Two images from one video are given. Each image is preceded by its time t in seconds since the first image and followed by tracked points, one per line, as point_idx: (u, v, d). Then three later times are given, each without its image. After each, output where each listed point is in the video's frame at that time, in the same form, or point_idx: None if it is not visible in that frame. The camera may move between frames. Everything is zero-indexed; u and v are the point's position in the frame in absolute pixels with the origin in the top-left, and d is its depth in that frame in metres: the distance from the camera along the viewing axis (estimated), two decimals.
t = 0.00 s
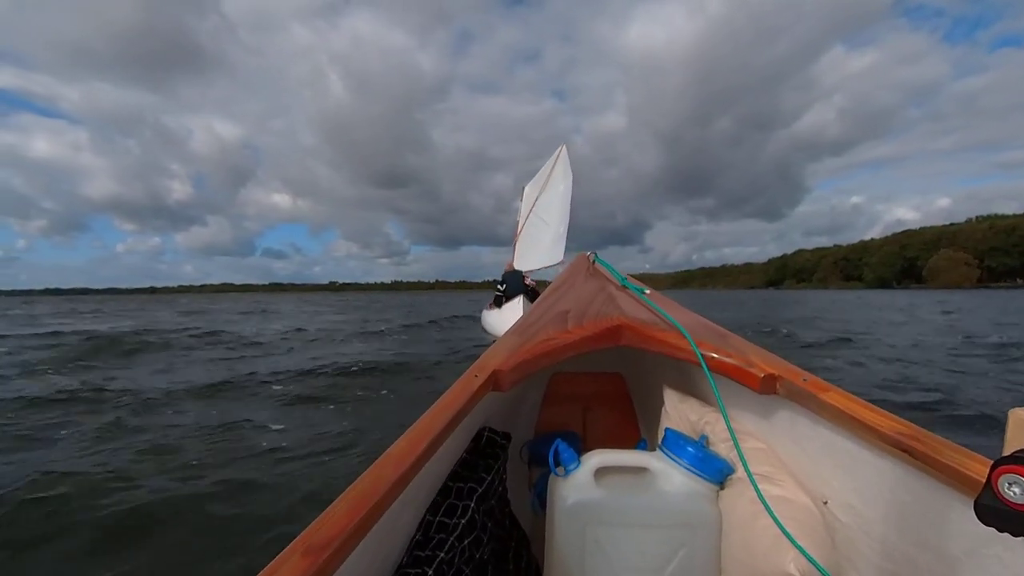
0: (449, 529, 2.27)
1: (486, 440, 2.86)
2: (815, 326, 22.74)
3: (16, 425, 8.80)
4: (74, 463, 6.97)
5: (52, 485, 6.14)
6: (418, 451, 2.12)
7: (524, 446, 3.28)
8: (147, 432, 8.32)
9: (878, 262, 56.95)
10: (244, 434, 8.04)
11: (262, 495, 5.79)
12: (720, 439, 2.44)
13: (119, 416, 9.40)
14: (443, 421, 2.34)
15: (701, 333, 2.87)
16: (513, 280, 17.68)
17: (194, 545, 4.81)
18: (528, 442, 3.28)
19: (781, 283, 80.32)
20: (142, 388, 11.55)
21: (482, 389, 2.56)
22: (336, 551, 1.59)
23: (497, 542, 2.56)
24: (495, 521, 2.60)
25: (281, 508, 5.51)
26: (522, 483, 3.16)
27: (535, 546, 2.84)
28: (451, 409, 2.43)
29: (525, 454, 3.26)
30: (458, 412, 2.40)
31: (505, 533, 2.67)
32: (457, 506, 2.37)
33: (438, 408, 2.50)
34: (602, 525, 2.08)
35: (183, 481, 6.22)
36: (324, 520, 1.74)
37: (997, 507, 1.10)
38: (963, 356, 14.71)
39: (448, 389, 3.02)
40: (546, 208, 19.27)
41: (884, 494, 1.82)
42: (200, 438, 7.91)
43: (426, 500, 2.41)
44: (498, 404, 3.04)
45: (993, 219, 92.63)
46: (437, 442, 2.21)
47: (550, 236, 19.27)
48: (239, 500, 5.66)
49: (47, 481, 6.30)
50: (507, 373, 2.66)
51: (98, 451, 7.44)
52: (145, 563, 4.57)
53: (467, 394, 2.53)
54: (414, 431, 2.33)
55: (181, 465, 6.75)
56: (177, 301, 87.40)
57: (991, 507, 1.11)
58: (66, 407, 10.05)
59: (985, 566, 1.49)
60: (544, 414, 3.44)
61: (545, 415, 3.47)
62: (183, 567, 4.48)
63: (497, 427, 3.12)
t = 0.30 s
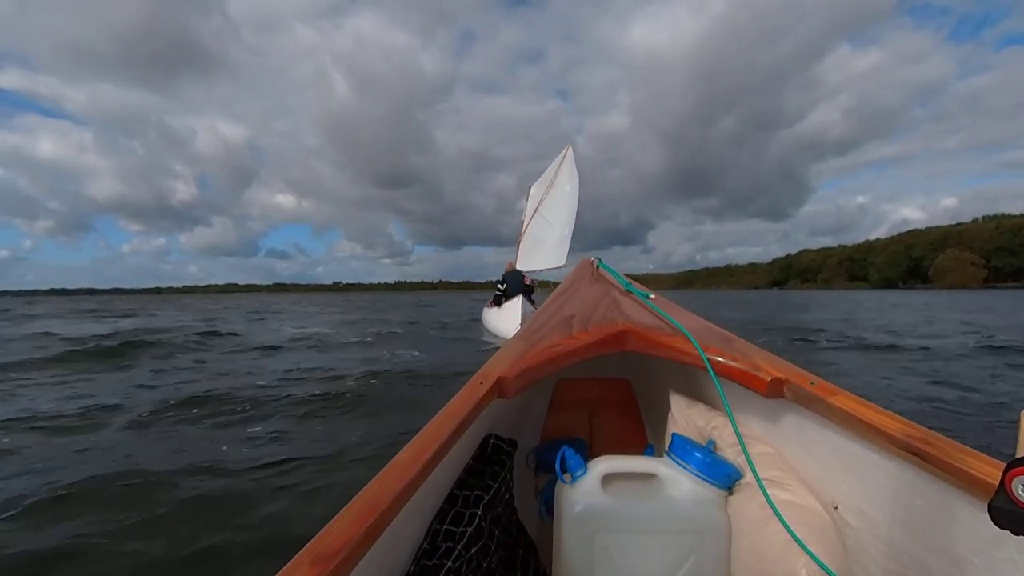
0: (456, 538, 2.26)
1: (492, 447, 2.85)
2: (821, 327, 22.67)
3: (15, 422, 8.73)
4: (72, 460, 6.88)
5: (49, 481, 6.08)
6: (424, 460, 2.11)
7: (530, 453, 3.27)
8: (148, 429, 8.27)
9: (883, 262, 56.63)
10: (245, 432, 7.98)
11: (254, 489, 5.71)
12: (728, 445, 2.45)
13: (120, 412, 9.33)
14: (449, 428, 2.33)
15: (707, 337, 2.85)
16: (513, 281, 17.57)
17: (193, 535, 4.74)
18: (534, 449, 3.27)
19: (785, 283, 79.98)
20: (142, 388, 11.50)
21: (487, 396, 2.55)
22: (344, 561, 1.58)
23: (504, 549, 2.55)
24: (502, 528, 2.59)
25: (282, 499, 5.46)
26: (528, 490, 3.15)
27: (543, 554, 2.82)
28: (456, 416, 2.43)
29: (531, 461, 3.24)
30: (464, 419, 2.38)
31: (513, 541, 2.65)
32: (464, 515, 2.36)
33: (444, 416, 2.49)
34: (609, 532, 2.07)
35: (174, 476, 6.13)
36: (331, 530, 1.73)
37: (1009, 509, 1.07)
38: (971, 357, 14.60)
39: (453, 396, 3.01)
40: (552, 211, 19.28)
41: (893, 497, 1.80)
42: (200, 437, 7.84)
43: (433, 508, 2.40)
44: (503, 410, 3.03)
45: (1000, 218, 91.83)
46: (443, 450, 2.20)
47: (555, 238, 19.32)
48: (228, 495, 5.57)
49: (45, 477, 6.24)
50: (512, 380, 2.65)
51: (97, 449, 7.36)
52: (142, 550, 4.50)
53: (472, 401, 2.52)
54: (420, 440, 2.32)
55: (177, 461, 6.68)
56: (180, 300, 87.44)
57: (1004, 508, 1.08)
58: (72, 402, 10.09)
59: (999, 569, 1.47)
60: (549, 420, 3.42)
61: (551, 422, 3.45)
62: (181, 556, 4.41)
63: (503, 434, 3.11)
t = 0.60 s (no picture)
0: (456, 537, 2.26)
1: (494, 447, 2.85)
2: (824, 328, 22.63)
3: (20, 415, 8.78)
4: (74, 452, 6.89)
5: (52, 476, 6.11)
6: (425, 459, 2.11)
7: (532, 454, 3.27)
8: (150, 420, 8.28)
9: (889, 263, 56.39)
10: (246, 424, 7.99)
11: (249, 483, 5.73)
12: (731, 447, 2.46)
13: (122, 405, 9.36)
14: (450, 427, 2.33)
15: (710, 339, 2.84)
16: (513, 277, 17.77)
17: (192, 533, 4.75)
18: (536, 450, 3.26)
19: (789, 284, 79.73)
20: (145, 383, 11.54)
21: (489, 397, 2.55)
22: (344, 558, 1.58)
23: (505, 550, 2.55)
24: (503, 529, 2.58)
25: (283, 493, 5.49)
26: (530, 491, 3.14)
27: (544, 554, 2.82)
28: (458, 416, 2.42)
29: (532, 461, 3.24)
30: (467, 419, 2.38)
31: (514, 541, 2.65)
32: (465, 515, 2.36)
33: (446, 416, 2.48)
34: (609, 534, 2.06)
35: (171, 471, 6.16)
36: (332, 527, 1.73)
37: (1014, 516, 1.06)
38: (975, 360, 14.56)
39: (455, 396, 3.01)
40: (554, 215, 19.34)
41: (896, 502, 1.79)
42: (201, 428, 7.85)
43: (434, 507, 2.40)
44: (505, 411, 3.03)
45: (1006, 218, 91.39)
46: (444, 450, 2.20)
47: (556, 240, 19.28)
48: (224, 490, 5.59)
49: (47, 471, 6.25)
50: (515, 381, 2.64)
51: (98, 439, 7.37)
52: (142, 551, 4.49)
53: (474, 401, 2.52)
54: (423, 438, 2.32)
55: (177, 454, 6.72)
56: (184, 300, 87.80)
57: (1010, 516, 1.06)
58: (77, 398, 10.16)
59: None
60: (552, 419, 3.42)
61: (553, 422, 3.45)
62: (180, 555, 4.41)
63: (505, 434, 3.10)
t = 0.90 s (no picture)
0: (459, 530, 2.24)
1: (496, 442, 2.83)
2: (827, 328, 22.52)
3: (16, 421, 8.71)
4: (65, 460, 6.82)
5: (42, 484, 6.01)
6: (427, 452, 2.09)
7: (535, 449, 3.25)
8: (144, 427, 8.21)
9: (893, 263, 56.05)
10: (242, 431, 7.92)
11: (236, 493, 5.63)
12: (733, 443, 2.43)
13: (118, 411, 9.30)
14: (453, 422, 2.31)
15: (713, 336, 2.82)
16: (513, 277, 17.77)
17: (182, 543, 4.67)
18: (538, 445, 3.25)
19: (793, 284, 79.43)
20: (142, 386, 11.49)
21: (492, 391, 2.53)
22: (347, 551, 1.57)
23: (507, 543, 2.54)
24: (505, 522, 2.57)
25: (277, 501, 5.42)
26: (531, 485, 3.12)
27: (545, 549, 2.82)
28: (461, 410, 2.41)
29: (535, 456, 3.23)
30: (469, 413, 2.37)
31: (515, 535, 2.63)
32: (467, 508, 2.34)
33: (448, 410, 2.47)
34: (611, 529, 2.04)
35: (156, 480, 6.01)
36: (334, 520, 1.72)
37: (1018, 514, 1.04)
38: (979, 359, 14.46)
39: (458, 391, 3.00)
40: (550, 215, 19.33)
41: (900, 499, 1.76)
42: (195, 435, 7.76)
43: (436, 500, 2.39)
44: (508, 406, 3.02)
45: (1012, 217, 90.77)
46: (447, 443, 2.18)
47: (552, 240, 19.29)
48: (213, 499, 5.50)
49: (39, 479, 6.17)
50: (518, 376, 2.63)
51: (89, 448, 7.28)
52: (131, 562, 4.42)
53: (477, 396, 2.50)
54: (425, 432, 2.31)
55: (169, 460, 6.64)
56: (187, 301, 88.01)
57: (1011, 513, 1.05)
58: (79, 400, 10.18)
59: None
60: (554, 415, 3.41)
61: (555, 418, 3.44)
62: (170, 567, 4.33)
63: (507, 429, 3.09)
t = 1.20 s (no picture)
0: (459, 521, 2.22)
1: (497, 435, 2.82)
2: (831, 328, 22.35)
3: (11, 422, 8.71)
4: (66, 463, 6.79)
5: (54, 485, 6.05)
6: (429, 444, 2.08)
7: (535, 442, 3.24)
8: (149, 428, 8.23)
9: (898, 262, 55.67)
10: (235, 432, 7.89)
11: (137, 518, 5.15)
12: (733, 440, 2.40)
13: (111, 412, 9.27)
14: (454, 414, 2.30)
15: (716, 333, 2.80)
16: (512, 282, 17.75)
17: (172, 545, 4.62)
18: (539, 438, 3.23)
19: (798, 284, 79.04)
20: (140, 387, 11.50)
21: (494, 384, 2.52)
22: (350, 540, 1.56)
23: (506, 536, 2.52)
24: (504, 515, 2.56)
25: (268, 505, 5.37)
26: (531, 479, 3.11)
27: (544, 542, 2.81)
28: (463, 403, 2.40)
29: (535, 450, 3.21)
30: (471, 406, 2.35)
31: (515, 527, 2.62)
32: (467, 500, 2.33)
33: (451, 403, 2.46)
34: (610, 523, 2.03)
35: (53, 505, 5.51)
36: (335, 511, 1.71)
37: (1016, 516, 1.02)
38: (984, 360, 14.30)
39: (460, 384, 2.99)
40: (548, 216, 19.29)
41: (899, 501, 1.74)
42: (188, 437, 7.73)
43: (436, 492, 2.38)
44: (510, 399, 3.00)
45: None
46: (448, 436, 2.17)
47: (549, 243, 19.29)
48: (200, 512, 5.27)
49: (26, 483, 6.11)
50: (520, 370, 2.61)
51: (80, 449, 7.24)
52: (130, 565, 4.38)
53: (478, 389, 2.49)
54: (427, 424, 2.30)
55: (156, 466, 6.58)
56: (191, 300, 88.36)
57: (1013, 516, 1.02)
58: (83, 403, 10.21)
59: None
60: (556, 409, 3.39)
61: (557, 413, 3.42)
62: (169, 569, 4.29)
63: (508, 423, 3.08)
